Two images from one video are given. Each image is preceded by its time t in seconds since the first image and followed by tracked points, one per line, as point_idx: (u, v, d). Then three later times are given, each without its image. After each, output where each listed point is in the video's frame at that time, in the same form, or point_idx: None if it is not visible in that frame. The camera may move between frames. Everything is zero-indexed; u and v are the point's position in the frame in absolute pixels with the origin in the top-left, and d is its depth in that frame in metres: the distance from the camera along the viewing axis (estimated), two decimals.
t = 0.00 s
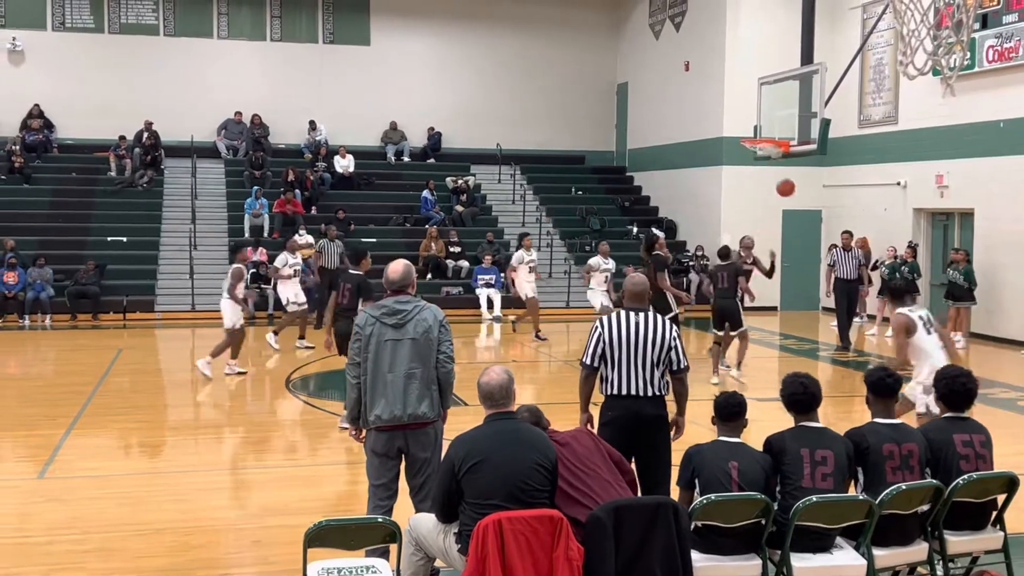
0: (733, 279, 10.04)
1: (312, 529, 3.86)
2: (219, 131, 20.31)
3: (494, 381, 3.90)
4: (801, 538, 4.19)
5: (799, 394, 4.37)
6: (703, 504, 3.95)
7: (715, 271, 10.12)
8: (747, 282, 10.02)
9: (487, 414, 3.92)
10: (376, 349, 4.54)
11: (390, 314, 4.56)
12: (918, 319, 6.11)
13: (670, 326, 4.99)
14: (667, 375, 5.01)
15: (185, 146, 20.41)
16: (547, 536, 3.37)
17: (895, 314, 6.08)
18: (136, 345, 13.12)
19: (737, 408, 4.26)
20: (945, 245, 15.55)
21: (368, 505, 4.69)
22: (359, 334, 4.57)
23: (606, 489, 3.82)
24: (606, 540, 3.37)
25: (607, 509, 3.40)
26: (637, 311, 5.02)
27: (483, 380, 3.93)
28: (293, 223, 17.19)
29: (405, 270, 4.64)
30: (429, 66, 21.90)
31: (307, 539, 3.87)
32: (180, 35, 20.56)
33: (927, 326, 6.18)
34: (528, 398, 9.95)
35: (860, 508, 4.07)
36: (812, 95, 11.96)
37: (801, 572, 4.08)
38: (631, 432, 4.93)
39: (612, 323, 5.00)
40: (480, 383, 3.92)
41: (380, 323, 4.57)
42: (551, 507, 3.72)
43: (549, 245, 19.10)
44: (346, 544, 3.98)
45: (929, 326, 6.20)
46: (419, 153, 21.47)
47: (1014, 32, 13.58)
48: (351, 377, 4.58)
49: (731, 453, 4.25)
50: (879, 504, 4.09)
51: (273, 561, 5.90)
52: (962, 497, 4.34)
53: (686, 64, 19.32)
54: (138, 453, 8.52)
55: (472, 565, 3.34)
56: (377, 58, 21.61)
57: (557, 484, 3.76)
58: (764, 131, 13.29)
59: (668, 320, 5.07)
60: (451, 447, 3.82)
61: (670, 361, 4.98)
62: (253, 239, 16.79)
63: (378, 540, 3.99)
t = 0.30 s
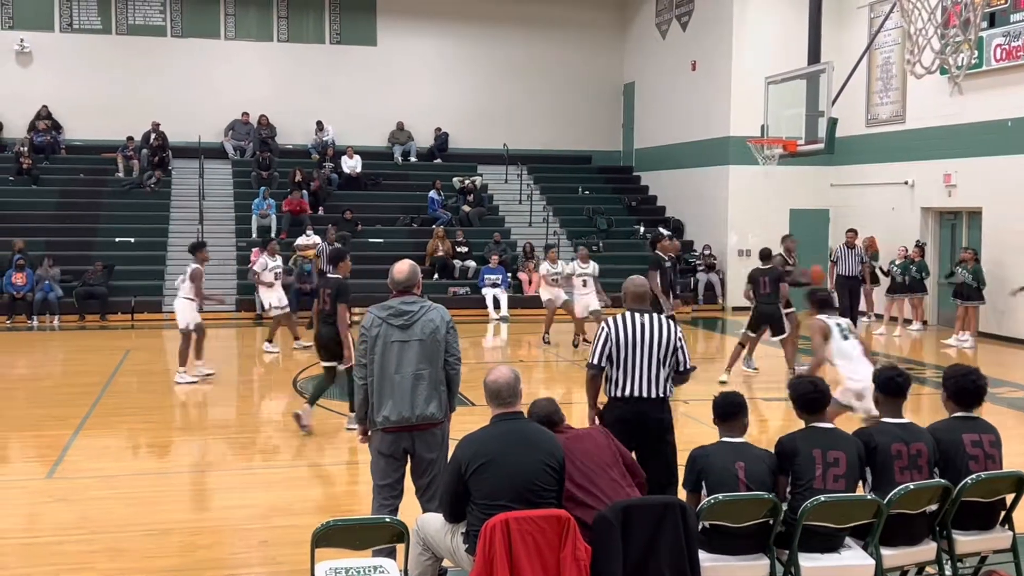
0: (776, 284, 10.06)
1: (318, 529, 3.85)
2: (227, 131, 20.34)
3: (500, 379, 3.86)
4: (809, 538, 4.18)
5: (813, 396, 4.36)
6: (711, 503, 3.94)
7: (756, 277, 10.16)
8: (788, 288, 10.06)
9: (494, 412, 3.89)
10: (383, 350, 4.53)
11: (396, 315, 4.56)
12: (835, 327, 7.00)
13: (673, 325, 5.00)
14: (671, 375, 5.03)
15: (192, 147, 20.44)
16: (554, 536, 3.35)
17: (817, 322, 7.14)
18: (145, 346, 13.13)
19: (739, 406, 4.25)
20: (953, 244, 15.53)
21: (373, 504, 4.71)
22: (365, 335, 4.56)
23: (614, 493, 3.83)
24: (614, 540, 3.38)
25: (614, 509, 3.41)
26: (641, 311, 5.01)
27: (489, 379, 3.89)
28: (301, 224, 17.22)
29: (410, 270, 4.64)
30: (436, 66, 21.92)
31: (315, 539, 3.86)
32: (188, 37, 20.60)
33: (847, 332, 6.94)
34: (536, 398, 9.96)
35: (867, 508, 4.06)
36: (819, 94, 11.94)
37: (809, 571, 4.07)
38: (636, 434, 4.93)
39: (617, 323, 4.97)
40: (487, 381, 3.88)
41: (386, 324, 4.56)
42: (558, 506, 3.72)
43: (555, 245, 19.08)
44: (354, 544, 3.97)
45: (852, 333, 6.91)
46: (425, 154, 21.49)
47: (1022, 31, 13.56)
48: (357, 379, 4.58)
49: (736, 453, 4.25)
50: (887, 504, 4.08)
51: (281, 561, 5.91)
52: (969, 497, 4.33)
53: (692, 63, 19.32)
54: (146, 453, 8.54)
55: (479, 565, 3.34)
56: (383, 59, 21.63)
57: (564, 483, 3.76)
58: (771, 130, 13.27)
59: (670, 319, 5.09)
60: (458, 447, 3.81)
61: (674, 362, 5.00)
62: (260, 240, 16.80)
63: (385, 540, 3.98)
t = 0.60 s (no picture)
0: (810, 278, 9.92)
1: (326, 530, 3.86)
2: (234, 132, 20.36)
3: (505, 378, 3.94)
4: (817, 538, 4.17)
5: (820, 394, 4.37)
6: (719, 503, 3.94)
7: (789, 271, 10.01)
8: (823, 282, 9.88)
9: (500, 412, 3.89)
10: (374, 352, 4.54)
11: (389, 316, 4.56)
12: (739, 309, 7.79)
13: (640, 334, 5.24)
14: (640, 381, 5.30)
15: (199, 148, 20.47)
16: (562, 536, 3.35)
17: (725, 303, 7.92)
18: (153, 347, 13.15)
19: (734, 406, 4.28)
20: (960, 243, 15.51)
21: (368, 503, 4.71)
22: (360, 337, 4.60)
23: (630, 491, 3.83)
24: (622, 539, 3.37)
25: (622, 508, 3.40)
26: (610, 323, 5.21)
27: (497, 377, 3.96)
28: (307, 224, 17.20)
29: (406, 271, 4.61)
30: (442, 67, 21.93)
31: (323, 539, 3.87)
32: (194, 38, 20.63)
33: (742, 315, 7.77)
34: (544, 398, 9.95)
35: (876, 507, 4.05)
36: (826, 92, 11.92)
37: (817, 571, 4.07)
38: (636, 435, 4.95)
39: (590, 338, 5.15)
40: (495, 379, 3.97)
41: (378, 325, 4.57)
42: (565, 507, 3.73)
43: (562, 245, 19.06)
44: (363, 544, 3.98)
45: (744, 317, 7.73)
46: (432, 154, 21.49)
47: None
48: (353, 380, 4.62)
49: (740, 452, 4.23)
50: (895, 503, 4.08)
51: (288, 562, 5.92)
52: (978, 496, 4.32)
53: (699, 62, 19.31)
54: (154, 454, 8.56)
55: (486, 565, 3.33)
56: (389, 59, 21.65)
57: (571, 484, 3.77)
58: (777, 129, 13.24)
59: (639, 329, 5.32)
60: (465, 450, 3.80)
61: (643, 369, 5.29)
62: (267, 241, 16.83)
63: (393, 539, 3.98)
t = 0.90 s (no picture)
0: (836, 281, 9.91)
1: (342, 532, 3.89)
2: (248, 137, 20.44)
3: (508, 383, 3.87)
4: (832, 538, 4.16)
5: (834, 392, 4.33)
6: (734, 504, 3.93)
7: (816, 276, 10.03)
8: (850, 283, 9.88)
9: (509, 414, 3.86)
10: (364, 353, 4.59)
11: (378, 319, 4.59)
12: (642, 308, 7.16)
13: (583, 316, 5.12)
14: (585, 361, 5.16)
15: (214, 152, 20.57)
16: (577, 537, 3.36)
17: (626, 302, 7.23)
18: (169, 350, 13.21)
19: (741, 406, 4.27)
20: (976, 241, 15.45)
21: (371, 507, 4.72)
22: (356, 337, 4.68)
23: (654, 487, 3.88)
24: (637, 541, 3.38)
25: (639, 509, 3.41)
26: (552, 304, 5.07)
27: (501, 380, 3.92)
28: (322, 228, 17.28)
29: (405, 276, 4.62)
30: (455, 69, 21.96)
31: (339, 542, 3.90)
32: (208, 43, 20.72)
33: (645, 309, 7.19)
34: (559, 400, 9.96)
35: (892, 507, 4.05)
36: (839, 90, 11.90)
37: (833, 571, 4.06)
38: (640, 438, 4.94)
39: (533, 319, 5.04)
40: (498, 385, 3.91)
41: (371, 328, 4.62)
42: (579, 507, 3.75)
43: (577, 246, 19.04)
44: (377, 547, 4.02)
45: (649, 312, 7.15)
46: (445, 156, 21.52)
47: None
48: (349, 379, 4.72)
49: (751, 451, 4.20)
50: (911, 502, 4.07)
51: (306, 564, 5.94)
52: (996, 495, 4.32)
53: (711, 62, 19.28)
54: (171, 458, 8.61)
55: (503, 566, 3.34)
56: (402, 61, 21.68)
57: (584, 483, 3.79)
58: (791, 128, 13.21)
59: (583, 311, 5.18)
60: (477, 454, 3.80)
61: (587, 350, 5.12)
62: (282, 244, 16.89)
63: (407, 542, 4.02)
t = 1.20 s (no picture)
0: (885, 282, 9.54)
1: (379, 536, 3.89)
2: (283, 142, 20.57)
3: (541, 386, 3.89)
4: (871, 542, 4.10)
5: (869, 393, 4.32)
6: (772, 508, 3.88)
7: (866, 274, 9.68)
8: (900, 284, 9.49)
9: (545, 418, 3.86)
10: (391, 355, 4.58)
11: (404, 321, 4.56)
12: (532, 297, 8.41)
13: (554, 329, 4.97)
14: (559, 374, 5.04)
15: (250, 158, 20.73)
16: (613, 541, 3.32)
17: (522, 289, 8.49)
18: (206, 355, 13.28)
19: (780, 411, 4.16)
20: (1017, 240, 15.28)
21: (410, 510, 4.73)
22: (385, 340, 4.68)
23: (697, 494, 3.79)
24: (673, 545, 3.39)
25: (674, 514, 3.41)
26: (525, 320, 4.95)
27: (535, 386, 3.89)
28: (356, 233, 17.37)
29: (432, 278, 4.57)
30: (486, 73, 22.01)
31: (377, 545, 3.89)
32: (242, 50, 20.89)
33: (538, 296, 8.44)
34: (595, 403, 9.91)
35: (932, 510, 4.00)
36: (875, 89, 11.81)
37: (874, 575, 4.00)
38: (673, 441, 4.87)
39: (507, 334, 4.92)
40: (533, 389, 3.89)
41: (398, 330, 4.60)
42: (614, 511, 3.71)
43: (610, 249, 18.96)
44: (414, 550, 4.00)
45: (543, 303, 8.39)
46: (478, 159, 21.56)
47: None
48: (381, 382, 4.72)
49: (787, 453, 4.15)
50: (952, 505, 4.02)
51: (345, 567, 5.95)
52: None
53: (745, 63, 19.21)
54: (209, 462, 8.66)
55: (538, 570, 3.32)
56: (435, 65, 21.75)
57: (620, 487, 3.74)
58: (827, 128, 13.13)
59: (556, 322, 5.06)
60: (512, 457, 3.79)
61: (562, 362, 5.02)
62: (317, 250, 16.97)
63: (444, 545, 4.01)
